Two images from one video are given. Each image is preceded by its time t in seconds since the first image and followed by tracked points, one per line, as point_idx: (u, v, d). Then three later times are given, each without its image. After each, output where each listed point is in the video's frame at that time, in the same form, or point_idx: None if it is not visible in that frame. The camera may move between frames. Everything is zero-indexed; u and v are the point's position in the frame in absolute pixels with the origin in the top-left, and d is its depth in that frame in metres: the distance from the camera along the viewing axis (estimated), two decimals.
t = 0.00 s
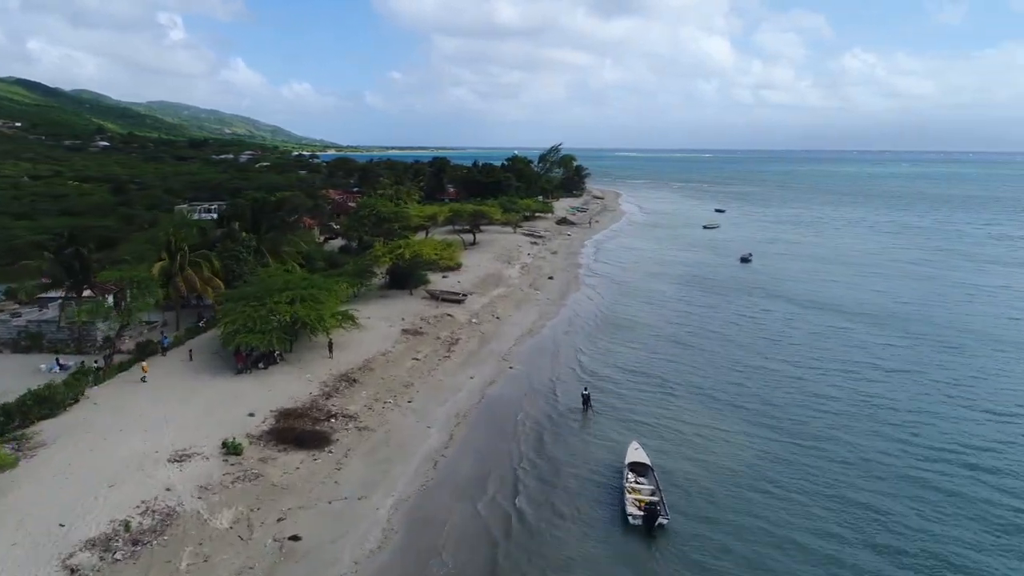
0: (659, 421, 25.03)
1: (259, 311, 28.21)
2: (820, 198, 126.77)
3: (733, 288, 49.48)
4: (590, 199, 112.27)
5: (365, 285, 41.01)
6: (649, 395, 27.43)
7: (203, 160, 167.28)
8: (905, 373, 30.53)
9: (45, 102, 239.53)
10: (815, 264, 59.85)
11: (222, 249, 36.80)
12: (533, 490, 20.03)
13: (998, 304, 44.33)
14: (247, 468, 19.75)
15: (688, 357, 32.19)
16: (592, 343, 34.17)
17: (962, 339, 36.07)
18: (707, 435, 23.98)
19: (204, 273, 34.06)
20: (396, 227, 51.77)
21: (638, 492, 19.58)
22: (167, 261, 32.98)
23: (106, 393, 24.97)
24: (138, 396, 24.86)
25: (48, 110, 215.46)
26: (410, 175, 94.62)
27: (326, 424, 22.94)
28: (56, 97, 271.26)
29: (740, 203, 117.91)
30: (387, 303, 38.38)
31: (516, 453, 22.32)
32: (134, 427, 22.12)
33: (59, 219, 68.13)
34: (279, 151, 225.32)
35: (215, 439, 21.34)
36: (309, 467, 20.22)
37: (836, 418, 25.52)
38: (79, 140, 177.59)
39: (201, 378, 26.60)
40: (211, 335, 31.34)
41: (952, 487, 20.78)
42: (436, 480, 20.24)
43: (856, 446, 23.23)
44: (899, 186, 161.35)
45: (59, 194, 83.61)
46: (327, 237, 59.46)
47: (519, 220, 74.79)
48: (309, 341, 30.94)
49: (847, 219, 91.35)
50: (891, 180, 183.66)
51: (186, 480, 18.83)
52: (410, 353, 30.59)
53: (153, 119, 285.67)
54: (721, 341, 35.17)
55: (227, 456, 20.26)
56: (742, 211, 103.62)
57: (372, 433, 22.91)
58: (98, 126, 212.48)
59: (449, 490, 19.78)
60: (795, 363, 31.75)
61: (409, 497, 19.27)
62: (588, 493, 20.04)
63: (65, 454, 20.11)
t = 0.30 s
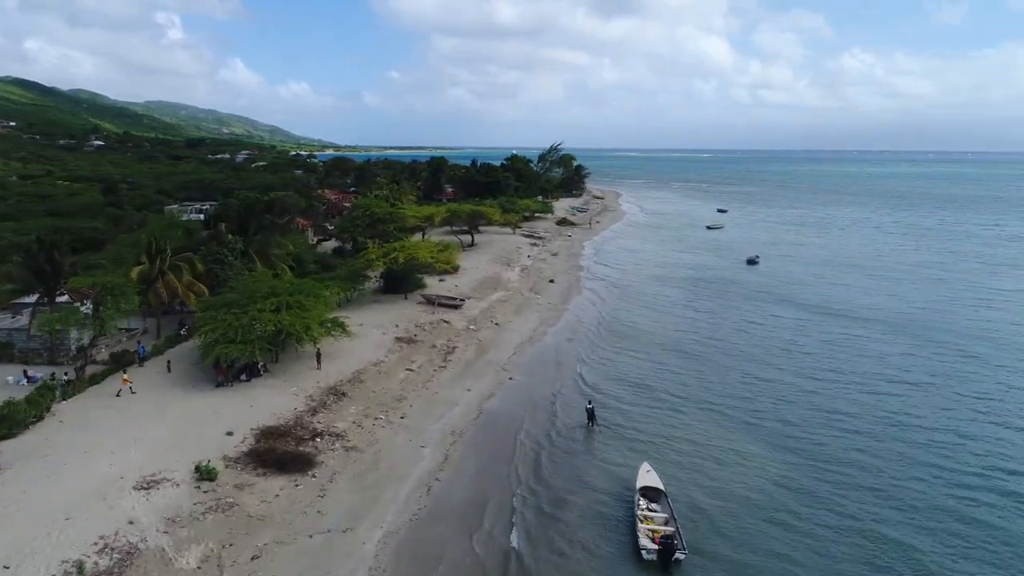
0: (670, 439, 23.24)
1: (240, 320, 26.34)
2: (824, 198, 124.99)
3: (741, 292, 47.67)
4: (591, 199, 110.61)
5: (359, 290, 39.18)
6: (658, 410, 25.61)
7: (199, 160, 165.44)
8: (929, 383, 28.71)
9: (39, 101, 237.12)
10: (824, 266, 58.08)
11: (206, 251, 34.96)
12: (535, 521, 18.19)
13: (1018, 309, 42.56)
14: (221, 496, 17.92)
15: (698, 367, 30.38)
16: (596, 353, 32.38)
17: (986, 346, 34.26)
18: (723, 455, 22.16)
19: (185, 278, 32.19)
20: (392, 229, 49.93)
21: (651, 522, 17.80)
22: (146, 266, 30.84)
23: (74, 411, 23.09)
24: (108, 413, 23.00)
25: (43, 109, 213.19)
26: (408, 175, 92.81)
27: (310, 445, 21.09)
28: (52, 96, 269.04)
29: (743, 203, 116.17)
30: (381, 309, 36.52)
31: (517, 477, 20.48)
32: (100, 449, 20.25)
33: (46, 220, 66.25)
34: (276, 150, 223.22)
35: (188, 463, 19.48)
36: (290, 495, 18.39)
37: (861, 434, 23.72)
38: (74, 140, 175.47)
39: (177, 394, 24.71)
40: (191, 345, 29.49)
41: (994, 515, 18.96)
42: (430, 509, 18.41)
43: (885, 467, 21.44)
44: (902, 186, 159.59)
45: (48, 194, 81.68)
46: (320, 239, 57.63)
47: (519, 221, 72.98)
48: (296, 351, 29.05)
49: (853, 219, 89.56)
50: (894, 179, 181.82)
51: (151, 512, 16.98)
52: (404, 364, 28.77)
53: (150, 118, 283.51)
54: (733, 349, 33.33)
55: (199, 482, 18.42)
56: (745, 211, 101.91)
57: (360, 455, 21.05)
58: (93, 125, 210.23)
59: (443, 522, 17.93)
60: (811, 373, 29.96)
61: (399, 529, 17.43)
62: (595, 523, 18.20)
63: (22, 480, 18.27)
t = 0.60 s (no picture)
0: (682, 462, 21.36)
1: (217, 331, 24.44)
2: (824, 198, 123.46)
3: (747, 296, 45.96)
4: (589, 199, 108.81)
5: (349, 295, 37.28)
6: (668, 428, 23.83)
7: (191, 159, 163.01)
8: (955, 394, 26.85)
9: (30, 99, 233.98)
10: (829, 269, 56.47)
11: (185, 255, 33.01)
12: (538, 558, 16.39)
13: None
14: (187, 532, 16.05)
15: (708, 380, 28.61)
16: (599, 363, 30.57)
17: (1007, 353, 32.64)
18: (740, 479, 20.41)
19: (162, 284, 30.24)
20: (384, 230, 48.08)
21: (665, 558, 16.04)
22: (122, 270, 29.33)
23: (33, 431, 21.16)
24: (71, 433, 21.09)
25: (34, 108, 210.20)
26: (403, 175, 90.93)
27: (290, 470, 19.20)
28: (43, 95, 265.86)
29: (742, 203, 114.54)
30: (372, 315, 34.65)
31: (517, 506, 18.66)
32: (56, 476, 18.34)
33: (28, 221, 64.12)
34: (270, 150, 220.75)
35: (153, 492, 17.59)
36: (265, 529, 16.54)
37: (888, 455, 21.84)
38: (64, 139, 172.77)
39: (148, 411, 22.80)
40: (166, 355, 27.62)
41: None
42: (420, 545, 16.57)
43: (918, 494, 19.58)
44: (901, 185, 158.33)
45: (33, 194, 79.43)
46: (311, 241, 55.72)
47: (516, 222, 71.18)
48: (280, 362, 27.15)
49: (856, 220, 87.99)
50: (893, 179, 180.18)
51: (107, 552, 15.12)
52: (395, 376, 26.87)
53: (142, 117, 280.47)
54: (743, 358, 31.61)
55: (164, 516, 16.53)
56: (746, 212, 100.30)
57: (345, 481, 19.18)
58: (84, 124, 207.38)
59: (434, 560, 16.11)
60: (829, 385, 28.09)
61: (385, 570, 15.60)
62: (603, 560, 16.43)
63: None
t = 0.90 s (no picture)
0: (693, 490, 19.59)
1: (187, 344, 22.37)
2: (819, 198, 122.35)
3: (750, 301, 44.35)
4: (584, 199, 107.10)
5: (335, 302, 35.30)
6: (676, 450, 22.06)
7: (179, 159, 160.22)
8: (979, 411, 25.17)
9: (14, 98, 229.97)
10: (831, 272, 54.99)
11: (158, 260, 30.88)
12: None
13: None
14: None
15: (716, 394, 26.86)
16: (600, 375, 28.77)
17: None
18: (758, 509, 18.66)
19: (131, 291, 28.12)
20: (372, 232, 46.13)
21: None
22: (88, 277, 27.08)
23: None
24: (21, 458, 19.07)
25: (18, 107, 206.46)
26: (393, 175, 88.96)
27: (262, 503, 17.24)
28: (28, 93, 261.65)
29: (738, 204, 113.14)
30: (359, 323, 32.69)
31: (513, 543, 16.80)
32: None
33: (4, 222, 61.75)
34: (260, 149, 217.96)
35: (104, 532, 15.60)
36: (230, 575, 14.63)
37: (915, 480, 20.13)
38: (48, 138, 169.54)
39: (109, 432, 20.77)
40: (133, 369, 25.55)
41: None
42: None
43: (952, 528, 17.85)
44: (895, 185, 157.53)
45: (12, 194, 76.92)
46: (297, 243, 53.72)
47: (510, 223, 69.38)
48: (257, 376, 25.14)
49: (854, 221, 86.70)
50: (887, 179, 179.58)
51: None
52: (381, 390, 24.94)
53: (130, 116, 276.77)
54: (751, 369, 29.95)
55: (114, 561, 14.56)
56: (742, 212, 98.89)
57: (322, 514, 17.25)
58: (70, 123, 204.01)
59: None
60: (844, 400, 26.36)
61: None
62: None
63: None
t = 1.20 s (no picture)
0: (706, 523, 17.85)
1: (149, 359, 20.30)
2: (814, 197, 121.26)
3: (752, 306, 42.76)
4: (577, 199, 105.36)
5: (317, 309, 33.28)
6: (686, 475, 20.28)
7: (165, 159, 157.19)
8: (1003, 427, 23.63)
9: None
10: (832, 274, 53.58)
11: (125, 264, 28.70)
12: None
13: None
14: None
15: (725, 410, 25.11)
16: (600, 388, 26.98)
17: None
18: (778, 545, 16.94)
19: (93, 299, 25.96)
20: (359, 234, 44.17)
21: None
22: (47, 284, 24.90)
23: None
24: None
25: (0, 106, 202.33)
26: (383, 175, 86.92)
27: (226, 543, 15.27)
28: (12, 92, 256.98)
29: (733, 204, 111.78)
30: (343, 332, 30.72)
31: None
32: None
33: None
34: (248, 149, 214.88)
35: None
36: None
37: (946, 509, 18.49)
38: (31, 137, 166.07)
39: (59, 458, 18.70)
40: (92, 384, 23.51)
41: None
42: None
43: (995, 568, 16.16)
44: (889, 185, 156.94)
45: None
46: (281, 245, 51.62)
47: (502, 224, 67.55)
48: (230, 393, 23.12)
49: (851, 221, 85.48)
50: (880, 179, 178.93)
51: None
52: (365, 407, 22.99)
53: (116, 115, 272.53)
54: (759, 381, 28.29)
55: None
56: (738, 212, 97.56)
57: (295, 555, 15.31)
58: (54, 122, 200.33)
59: None
60: (861, 416, 24.71)
61: None
62: None
63: None
